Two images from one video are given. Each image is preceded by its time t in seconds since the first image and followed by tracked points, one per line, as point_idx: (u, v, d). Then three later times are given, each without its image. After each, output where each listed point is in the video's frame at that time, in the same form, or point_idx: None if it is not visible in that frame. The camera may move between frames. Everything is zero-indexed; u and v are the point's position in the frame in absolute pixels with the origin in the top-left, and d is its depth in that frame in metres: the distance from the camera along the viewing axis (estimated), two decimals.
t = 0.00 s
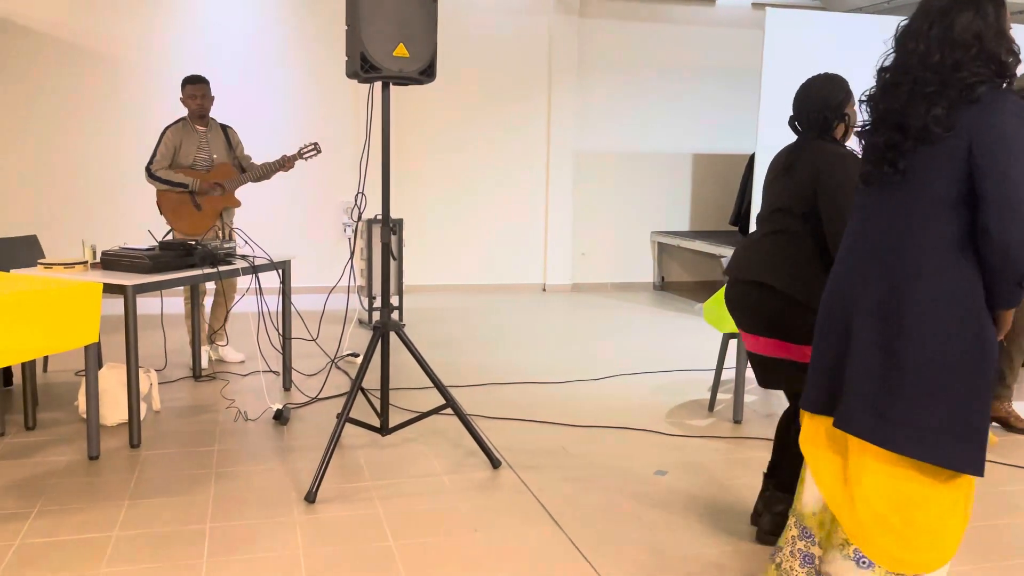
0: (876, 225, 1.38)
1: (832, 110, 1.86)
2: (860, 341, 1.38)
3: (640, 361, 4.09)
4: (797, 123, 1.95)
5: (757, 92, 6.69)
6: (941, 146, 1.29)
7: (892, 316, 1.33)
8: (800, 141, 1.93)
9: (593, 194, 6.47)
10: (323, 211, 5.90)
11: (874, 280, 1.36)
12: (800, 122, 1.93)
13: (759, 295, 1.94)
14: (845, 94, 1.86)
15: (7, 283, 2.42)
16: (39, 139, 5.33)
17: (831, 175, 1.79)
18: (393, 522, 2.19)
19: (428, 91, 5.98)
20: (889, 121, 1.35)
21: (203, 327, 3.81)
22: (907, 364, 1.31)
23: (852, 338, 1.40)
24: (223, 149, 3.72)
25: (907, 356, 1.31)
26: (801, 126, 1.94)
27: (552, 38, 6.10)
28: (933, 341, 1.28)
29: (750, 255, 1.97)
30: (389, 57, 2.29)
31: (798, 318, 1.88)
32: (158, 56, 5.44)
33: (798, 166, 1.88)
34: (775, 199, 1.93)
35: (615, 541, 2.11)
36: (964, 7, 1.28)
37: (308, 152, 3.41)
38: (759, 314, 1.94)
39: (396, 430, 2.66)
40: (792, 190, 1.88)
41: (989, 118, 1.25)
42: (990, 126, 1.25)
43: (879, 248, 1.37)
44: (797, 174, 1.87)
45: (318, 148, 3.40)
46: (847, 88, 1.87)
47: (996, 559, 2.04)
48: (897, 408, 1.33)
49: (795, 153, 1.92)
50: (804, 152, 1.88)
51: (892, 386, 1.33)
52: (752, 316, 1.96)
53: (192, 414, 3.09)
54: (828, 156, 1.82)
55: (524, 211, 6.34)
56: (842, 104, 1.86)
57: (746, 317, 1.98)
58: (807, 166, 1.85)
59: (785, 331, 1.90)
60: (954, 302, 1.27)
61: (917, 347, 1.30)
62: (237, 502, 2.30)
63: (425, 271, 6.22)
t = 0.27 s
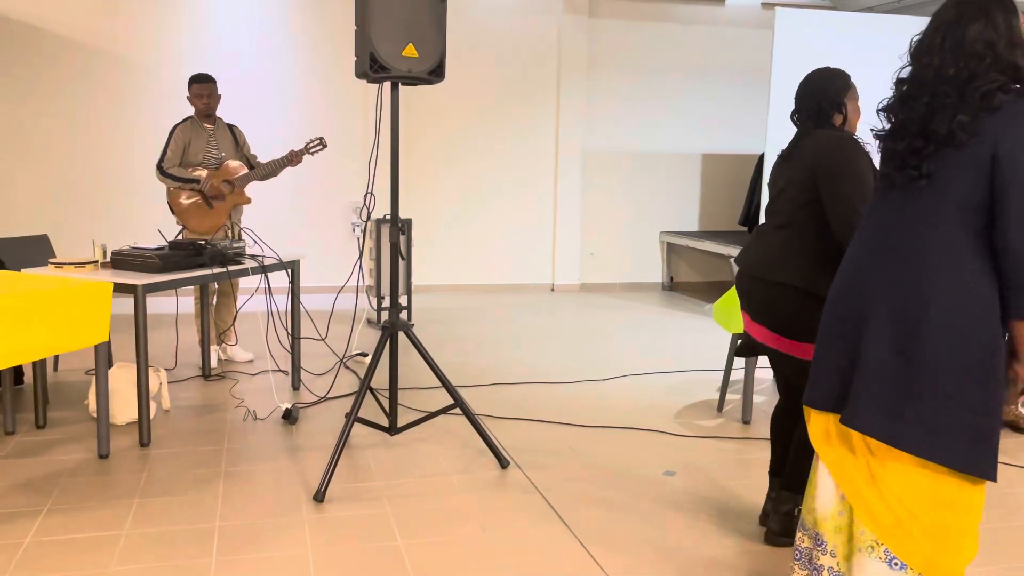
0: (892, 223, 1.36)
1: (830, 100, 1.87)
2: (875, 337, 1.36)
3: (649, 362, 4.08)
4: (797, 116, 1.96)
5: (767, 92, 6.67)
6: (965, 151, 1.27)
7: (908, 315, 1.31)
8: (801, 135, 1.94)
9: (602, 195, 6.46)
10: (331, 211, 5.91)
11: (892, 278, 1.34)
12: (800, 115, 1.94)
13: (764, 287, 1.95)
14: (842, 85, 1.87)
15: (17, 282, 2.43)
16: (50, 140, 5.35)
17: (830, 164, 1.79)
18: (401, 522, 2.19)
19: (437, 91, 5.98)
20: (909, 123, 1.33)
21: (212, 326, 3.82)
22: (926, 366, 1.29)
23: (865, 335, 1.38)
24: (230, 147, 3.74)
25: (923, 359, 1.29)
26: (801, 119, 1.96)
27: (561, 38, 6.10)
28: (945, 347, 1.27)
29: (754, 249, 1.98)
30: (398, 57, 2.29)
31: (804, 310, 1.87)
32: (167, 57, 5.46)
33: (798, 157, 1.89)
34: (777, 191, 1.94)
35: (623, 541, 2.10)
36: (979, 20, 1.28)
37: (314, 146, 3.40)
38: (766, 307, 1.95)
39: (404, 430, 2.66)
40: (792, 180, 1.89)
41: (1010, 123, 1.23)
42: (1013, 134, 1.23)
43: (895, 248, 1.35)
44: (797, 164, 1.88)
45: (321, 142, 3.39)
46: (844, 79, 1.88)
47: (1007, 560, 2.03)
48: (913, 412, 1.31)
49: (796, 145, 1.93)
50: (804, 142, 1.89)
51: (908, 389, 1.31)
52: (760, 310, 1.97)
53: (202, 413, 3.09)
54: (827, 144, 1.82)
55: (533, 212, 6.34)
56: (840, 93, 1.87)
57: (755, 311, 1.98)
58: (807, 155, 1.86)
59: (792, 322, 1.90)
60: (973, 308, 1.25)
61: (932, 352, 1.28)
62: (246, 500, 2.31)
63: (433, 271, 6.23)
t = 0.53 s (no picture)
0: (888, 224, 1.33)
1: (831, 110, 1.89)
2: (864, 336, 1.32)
3: (657, 362, 4.08)
4: (811, 126, 1.97)
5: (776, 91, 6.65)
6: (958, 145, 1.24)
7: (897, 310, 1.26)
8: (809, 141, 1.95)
9: (611, 194, 6.46)
10: (340, 211, 5.93)
11: (879, 276, 1.30)
12: (813, 126, 1.96)
13: (763, 293, 1.98)
14: (848, 93, 1.87)
15: (29, 281, 2.45)
16: (62, 139, 5.38)
17: (821, 172, 1.81)
18: (410, 520, 2.20)
19: (446, 91, 5.99)
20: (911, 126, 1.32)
21: (222, 325, 3.84)
22: (916, 364, 1.24)
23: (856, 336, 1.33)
24: (239, 148, 3.75)
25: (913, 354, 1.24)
26: (814, 129, 1.97)
27: (570, 37, 6.09)
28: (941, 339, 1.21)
29: (759, 256, 2.00)
30: (407, 57, 2.29)
31: (797, 316, 1.89)
32: (178, 57, 5.48)
33: (798, 165, 1.92)
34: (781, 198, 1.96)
35: (631, 540, 2.11)
36: (983, 29, 1.28)
37: (324, 150, 3.41)
38: (763, 311, 1.98)
39: (412, 429, 2.67)
40: (792, 188, 1.91)
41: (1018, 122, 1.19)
42: (1004, 122, 1.20)
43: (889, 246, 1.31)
44: (795, 173, 1.91)
45: (332, 145, 3.40)
46: (851, 87, 1.88)
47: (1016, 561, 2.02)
48: (902, 407, 1.26)
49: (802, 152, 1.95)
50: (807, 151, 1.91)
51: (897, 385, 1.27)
52: (759, 314, 1.99)
53: (211, 412, 3.11)
54: (821, 152, 1.84)
55: (541, 211, 6.34)
56: (841, 103, 1.88)
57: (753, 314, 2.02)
58: (803, 163, 1.89)
59: (785, 327, 1.92)
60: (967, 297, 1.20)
61: (923, 345, 1.23)
62: (255, 499, 2.32)
63: (442, 270, 6.24)
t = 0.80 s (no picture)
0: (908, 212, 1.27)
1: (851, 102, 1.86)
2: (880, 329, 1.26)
3: (667, 362, 4.07)
4: (835, 119, 1.95)
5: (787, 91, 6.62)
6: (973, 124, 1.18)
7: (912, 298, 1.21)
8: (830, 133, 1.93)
9: (621, 194, 6.45)
10: (351, 211, 5.95)
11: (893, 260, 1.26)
12: (836, 117, 1.94)
13: (780, 287, 1.97)
14: (867, 84, 1.84)
15: (41, 281, 2.46)
16: (74, 139, 5.41)
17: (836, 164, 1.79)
18: (419, 520, 2.20)
19: (456, 91, 6.00)
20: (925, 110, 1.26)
21: (232, 325, 3.85)
22: (926, 348, 1.19)
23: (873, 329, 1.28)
24: (250, 148, 3.77)
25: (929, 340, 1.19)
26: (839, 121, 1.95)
27: (580, 37, 6.09)
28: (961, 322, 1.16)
29: (778, 248, 2.01)
30: (417, 57, 2.30)
31: (812, 309, 1.88)
32: (189, 57, 5.50)
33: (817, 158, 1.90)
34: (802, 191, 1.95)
35: (640, 541, 2.10)
36: (1002, 6, 1.21)
37: (334, 148, 3.41)
38: (779, 306, 1.97)
39: (421, 429, 2.67)
40: (811, 181, 1.90)
41: None
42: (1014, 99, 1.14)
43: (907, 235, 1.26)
44: (813, 165, 1.89)
45: (343, 143, 3.40)
46: (870, 78, 1.84)
47: None
48: (917, 396, 1.19)
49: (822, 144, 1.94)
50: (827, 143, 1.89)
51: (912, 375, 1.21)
52: (774, 309, 1.99)
53: (222, 411, 3.12)
54: (836, 145, 1.82)
55: (551, 211, 6.34)
56: (861, 95, 1.85)
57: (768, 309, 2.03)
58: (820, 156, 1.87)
59: (798, 319, 1.91)
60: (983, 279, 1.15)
61: (935, 329, 1.18)
62: (265, 498, 2.33)
63: (452, 270, 6.25)
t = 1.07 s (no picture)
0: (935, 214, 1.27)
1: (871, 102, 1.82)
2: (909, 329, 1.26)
3: (672, 362, 4.07)
4: (848, 120, 1.91)
5: (792, 91, 6.61)
6: (992, 124, 1.18)
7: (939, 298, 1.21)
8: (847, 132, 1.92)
9: (626, 194, 6.45)
10: (356, 211, 5.95)
11: (920, 262, 1.26)
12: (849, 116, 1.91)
13: (801, 293, 1.93)
14: (885, 86, 1.81)
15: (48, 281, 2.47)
16: (81, 139, 5.43)
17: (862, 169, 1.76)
18: (424, 520, 2.20)
19: (461, 91, 6.00)
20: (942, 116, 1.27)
21: (238, 325, 3.86)
22: (951, 344, 1.18)
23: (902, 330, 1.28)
24: (259, 147, 3.77)
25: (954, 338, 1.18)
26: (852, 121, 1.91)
27: (585, 37, 6.09)
28: (981, 323, 1.15)
29: (792, 246, 2.01)
30: (422, 58, 2.30)
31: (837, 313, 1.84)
32: (195, 57, 5.51)
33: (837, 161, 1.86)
34: (821, 196, 1.91)
35: (645, 541, 2.10)
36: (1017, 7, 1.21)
37: (342, 149, 3.42)
38: (798, 312, 1.93)
39: (426, 428, 2.67)
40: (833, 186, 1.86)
41: None
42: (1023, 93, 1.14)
43: (930, 238, 1.26)
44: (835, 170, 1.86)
45: (350, 146, 3.41)
46: (888, 80, 1.81)
47: None
48: (945, 393, 1.18)
49: (839, 144, 1.93)
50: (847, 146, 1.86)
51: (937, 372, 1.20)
52: (794, 316, 1.95)
53: (227, 410, 3.13)
54: (849, 150, 1.83)
55: (555, 211, 6.33)
56: (880, 94, 1.82)
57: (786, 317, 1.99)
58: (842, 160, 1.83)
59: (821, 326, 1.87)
60: (1003, 278, 1.13)
61: (959, 325, 1.17)
62: (270, 497, 2.33)
63: (457, 270, 6.25)
